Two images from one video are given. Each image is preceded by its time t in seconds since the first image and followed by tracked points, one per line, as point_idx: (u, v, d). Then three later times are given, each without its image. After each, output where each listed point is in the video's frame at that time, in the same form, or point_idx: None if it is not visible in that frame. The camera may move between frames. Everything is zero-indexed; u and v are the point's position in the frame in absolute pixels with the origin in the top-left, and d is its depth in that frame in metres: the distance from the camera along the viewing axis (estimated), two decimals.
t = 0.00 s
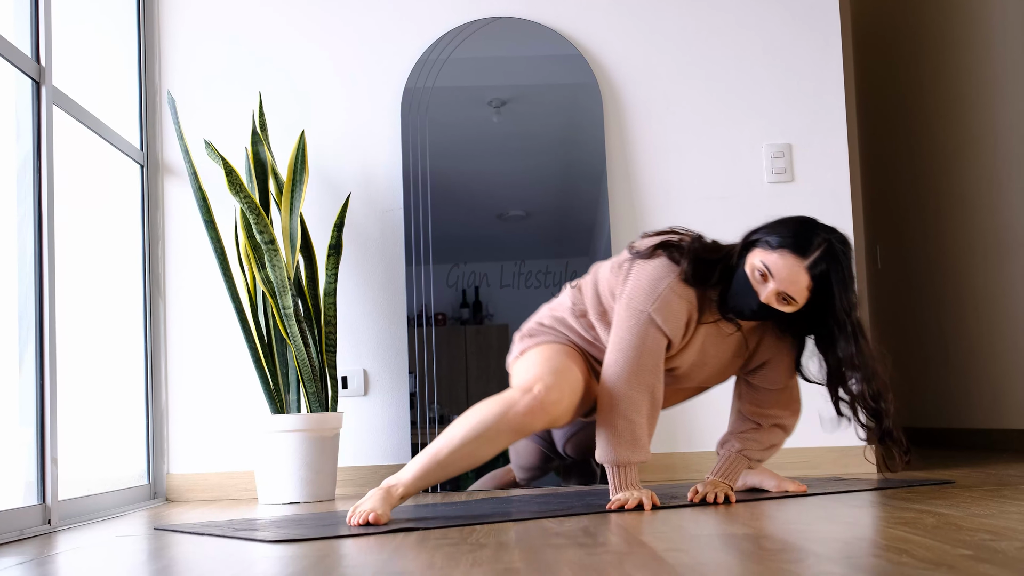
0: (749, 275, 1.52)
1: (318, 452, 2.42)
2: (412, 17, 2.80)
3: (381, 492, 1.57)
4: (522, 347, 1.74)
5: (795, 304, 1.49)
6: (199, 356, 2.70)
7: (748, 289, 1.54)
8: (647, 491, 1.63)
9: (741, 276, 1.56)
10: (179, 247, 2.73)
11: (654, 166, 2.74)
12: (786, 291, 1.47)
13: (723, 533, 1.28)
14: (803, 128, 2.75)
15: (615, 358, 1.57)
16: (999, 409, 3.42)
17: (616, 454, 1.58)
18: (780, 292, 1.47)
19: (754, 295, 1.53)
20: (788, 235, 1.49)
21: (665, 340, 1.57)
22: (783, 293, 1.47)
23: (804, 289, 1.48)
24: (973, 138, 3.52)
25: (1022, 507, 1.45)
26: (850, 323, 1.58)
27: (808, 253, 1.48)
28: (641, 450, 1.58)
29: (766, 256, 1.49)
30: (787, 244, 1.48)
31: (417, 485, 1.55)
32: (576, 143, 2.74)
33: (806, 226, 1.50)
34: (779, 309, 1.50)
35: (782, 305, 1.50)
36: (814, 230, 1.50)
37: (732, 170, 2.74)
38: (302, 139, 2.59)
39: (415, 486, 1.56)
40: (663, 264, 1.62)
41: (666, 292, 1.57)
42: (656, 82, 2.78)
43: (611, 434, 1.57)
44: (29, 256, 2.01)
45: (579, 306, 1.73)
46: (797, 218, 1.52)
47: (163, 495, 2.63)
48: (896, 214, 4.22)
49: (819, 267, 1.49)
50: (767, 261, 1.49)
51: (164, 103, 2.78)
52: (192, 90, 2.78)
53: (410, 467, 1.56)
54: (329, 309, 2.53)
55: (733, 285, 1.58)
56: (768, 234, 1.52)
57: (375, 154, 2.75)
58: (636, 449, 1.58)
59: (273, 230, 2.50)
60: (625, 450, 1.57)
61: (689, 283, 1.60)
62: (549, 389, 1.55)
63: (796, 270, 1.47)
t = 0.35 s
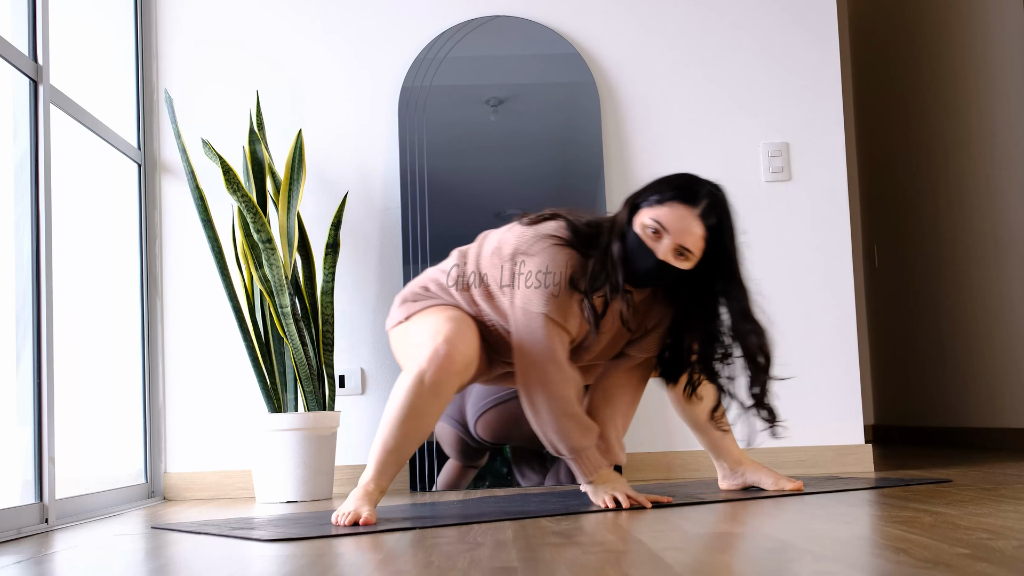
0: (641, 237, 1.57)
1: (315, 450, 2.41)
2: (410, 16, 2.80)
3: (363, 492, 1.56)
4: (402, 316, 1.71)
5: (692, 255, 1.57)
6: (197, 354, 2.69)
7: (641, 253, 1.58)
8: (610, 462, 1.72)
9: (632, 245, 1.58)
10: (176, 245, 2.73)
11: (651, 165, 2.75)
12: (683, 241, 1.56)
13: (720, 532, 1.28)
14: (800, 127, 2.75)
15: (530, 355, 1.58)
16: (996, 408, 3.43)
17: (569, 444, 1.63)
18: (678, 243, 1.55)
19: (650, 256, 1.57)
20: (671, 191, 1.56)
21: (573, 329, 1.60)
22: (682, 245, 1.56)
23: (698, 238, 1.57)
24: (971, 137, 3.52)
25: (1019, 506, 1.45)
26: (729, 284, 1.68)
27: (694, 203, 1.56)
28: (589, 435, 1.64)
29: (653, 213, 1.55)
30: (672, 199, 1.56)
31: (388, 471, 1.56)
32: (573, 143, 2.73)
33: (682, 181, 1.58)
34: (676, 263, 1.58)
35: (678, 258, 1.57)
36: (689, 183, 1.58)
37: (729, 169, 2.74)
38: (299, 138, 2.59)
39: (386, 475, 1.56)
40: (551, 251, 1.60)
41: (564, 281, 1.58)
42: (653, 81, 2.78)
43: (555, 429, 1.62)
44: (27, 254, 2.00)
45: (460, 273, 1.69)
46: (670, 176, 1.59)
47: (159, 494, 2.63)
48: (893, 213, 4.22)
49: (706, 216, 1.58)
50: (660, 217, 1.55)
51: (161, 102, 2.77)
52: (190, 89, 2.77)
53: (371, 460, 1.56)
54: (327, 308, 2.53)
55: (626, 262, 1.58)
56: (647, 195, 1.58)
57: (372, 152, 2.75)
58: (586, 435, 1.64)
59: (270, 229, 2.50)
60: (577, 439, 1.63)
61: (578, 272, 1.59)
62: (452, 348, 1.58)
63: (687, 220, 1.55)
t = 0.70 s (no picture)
0: (562, 213, 1.51)
1: (312, 449, 2.41)
2: (407, 15, 2.80)
3: (356, 490, 1.59)
4: (334, 342, 1.69)
5: (617, 225, 1.52)
6: (195, 353, 2.69)
7: (561, 230, 1.51)
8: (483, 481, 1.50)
9: (552, 223, 1.52)
10: (173, 244, 2.72)
11: (648, 164, 2.74)
12: (607, 211, 1.50)
13: (717, 530, 1.28)
14: (798, 126, 2.75)
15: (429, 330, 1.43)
16: (993, 407, 3.43)
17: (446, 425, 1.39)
18: (603, 213, 1.50)
19: (574, 233, 1.50)
20: (588, 161, 1.51)
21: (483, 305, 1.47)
22: (606, 214, 1.50)
23: (622, 207, 1.51)
24: (968, 137, 3.53)
25: (1017, 504, 1.45)
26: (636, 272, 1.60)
27: (614, 172, 1.51)
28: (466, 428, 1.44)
29: (573, 186, 1.50)
30: (590, 168, 1.50)
31: (371, 460, 1.59)
32: (570, 141, 2.74)
33: (601, 151, 1.53)
34: (601, 238, 1.51)
35: (604, 232, 1.52)
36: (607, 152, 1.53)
37: (727, 168, 2.74)
38: (297, 136, 2.58)
39: (371, 467, 1.60)
40: (480, 231, 1.55)
41: (478, 251, 1.50)
42: (651, 80, 2.78)
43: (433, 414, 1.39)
44: (24, 253, 2.00)
45: (387, 292, 1.68)
46: (584, 151, 1.54)
47: (157, 492, 2.63)
48: (890, 212, 4.22)
49: (628, 185, 1.52)
50: (582, 189, 1.49)
51: (159, 100, 2.77)
52: (187, 88, 2.77)
53: (351, 461, 1.60)
54: (324, 307, 2.52)
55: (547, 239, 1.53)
56: (565, 169, 1.54)
57: (370, 151, 2.74)
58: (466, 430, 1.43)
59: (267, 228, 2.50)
60: (455, 423, 1.40)
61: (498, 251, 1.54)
62: (378, 350, 1.54)
63: (609, 190, 1.50)
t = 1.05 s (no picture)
0: (524, 189, 1.54)
1: (309, 448, 2.41)
2: (405, 14, 2.79)
3: (347, 488, 1.62)
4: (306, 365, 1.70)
5: (582, 191, 1.56)
6: (192, 352, 2.69)
7: (525, 206, 1.53)
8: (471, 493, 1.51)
9: (514, 202, 1.55)
10: (170, 242, 2.72)
11: (646, 163, 2.74)
12: (570, 179, 1.54)
13: (714, 529, 1.28)
14: (795, 125, 2.75)
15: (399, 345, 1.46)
16: (990, 406, 3.43)
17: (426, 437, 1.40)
18: (567, 181, 1.53)
19: (542, 206, 1.52)
20: (538, 134, 1.56)
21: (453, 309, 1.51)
22: (570, 182, 1.54)
23: (583, 173, 1.56)
24: (964, 136, 3.53)
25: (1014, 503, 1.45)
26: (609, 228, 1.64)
27: (567, 142, 1.56)
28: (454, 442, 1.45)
29: (530, 162, 1.54)
30: (542, 142, 1.55)
31: (356, 454, 1.62)
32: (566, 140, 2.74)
33: (548, 125, 1.58)
34: (569, 207, 1.54)
35: (571, 200, 1.55)
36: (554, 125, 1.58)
37: (724, 167, 2.74)
38: (294, 135, 2.58)
39: (356, 459, 1.62)
40: (434, 233, 1.59)
41: (443, 258, 1.54)
42: (648, 79, 2.78)
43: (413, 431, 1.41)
44: (22, 251, 1.99)
45: (363, 317, 1.72)
46: (530, 129, 1.59)
47: (154, 491, 2.62)
48: (887, 211, 4.23)
49: (582, 153, 1.57)
50: (540, 162, 1.54)
51: (156, 99, 2.76)
52: (184, 86, 2.76)
53: (335, 459, 1.63)
54: (322, 306, 2.52)
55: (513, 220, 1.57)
56: (517, 149, 1.59)
57: (367, 150, 2.74)
58: (455, 447, 1.45)
59: (264, 226, 2.50)
60: (437, 440, 1.41)
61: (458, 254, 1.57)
62: (345, 359, 1.55)
63: (565, 158, 1.54)
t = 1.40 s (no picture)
0: (494, 161, 1.53)
1: (306, 446, 2.41)
2: (403, 13, 2.79)
3: (345, 487, 1.63)
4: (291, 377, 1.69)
5: (551, 159, 1.57)
6: (190, 351, 2.68)
7: (496, 180, 1.53)
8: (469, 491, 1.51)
9: (484, 176, 1.54)
10: (167, 240, 2.72)
11: (643, 162, 2.74)
12: (539, 149, 1.55)
13: (712, 528, 1.28)
14: (792, 125, 2.75)
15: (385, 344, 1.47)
16: (987, 404, 3.44)
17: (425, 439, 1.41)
18: (537, 151, 1.54)
19: (515, 177, 1.52)
20: (501, 105, 1.56)
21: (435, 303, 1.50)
22: (539, 151, 1.55)
23: (549, 142, 1.57)
24: (961, 135, 3.54)
25: (1012, 502, 1.45)
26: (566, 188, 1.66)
27: (531, 111, 1.56)
28: (453, 436, 1.45)
29: (498, 133, 1.54)
30: (507, 112, 1.55)
31: (353, 454, 1.63)
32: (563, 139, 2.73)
33: (510, 96, 1.57)
34: (541, 176, 1.55)
35: (541, 169, 1.56)
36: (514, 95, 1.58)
37: (722, 166, 2.74)
38: (291, 134, 2.58)
39: (354, 459, 1.63)
40: (401, 223, 1.57)
41: (421, 252, 1.53)
42: (646, 78, 2.77)
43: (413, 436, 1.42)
44: (19, 250, 1.99)
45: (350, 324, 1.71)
46: (491, 102, 1.58)
47: (152, 490, 2.62)
48: (885, 210, 4.23)
49: (547, 122, 1.58)
50: (510, 133, 1.53)
51: (153, 98, 2.76)
52: (181, 85, 2.76)
53: (332, 460, 1.64)
54: (320, 305, 2.52)
55: (483, 197, 1.56)
56: (479, 122, 1.58)
57: (365, 149, 2.74)
58: (455, 444, 1.45)
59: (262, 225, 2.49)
60: (436, 439, 1.42)
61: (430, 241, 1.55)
62: (334, 367, 1.52)
63: (531, 128, 1.54)
